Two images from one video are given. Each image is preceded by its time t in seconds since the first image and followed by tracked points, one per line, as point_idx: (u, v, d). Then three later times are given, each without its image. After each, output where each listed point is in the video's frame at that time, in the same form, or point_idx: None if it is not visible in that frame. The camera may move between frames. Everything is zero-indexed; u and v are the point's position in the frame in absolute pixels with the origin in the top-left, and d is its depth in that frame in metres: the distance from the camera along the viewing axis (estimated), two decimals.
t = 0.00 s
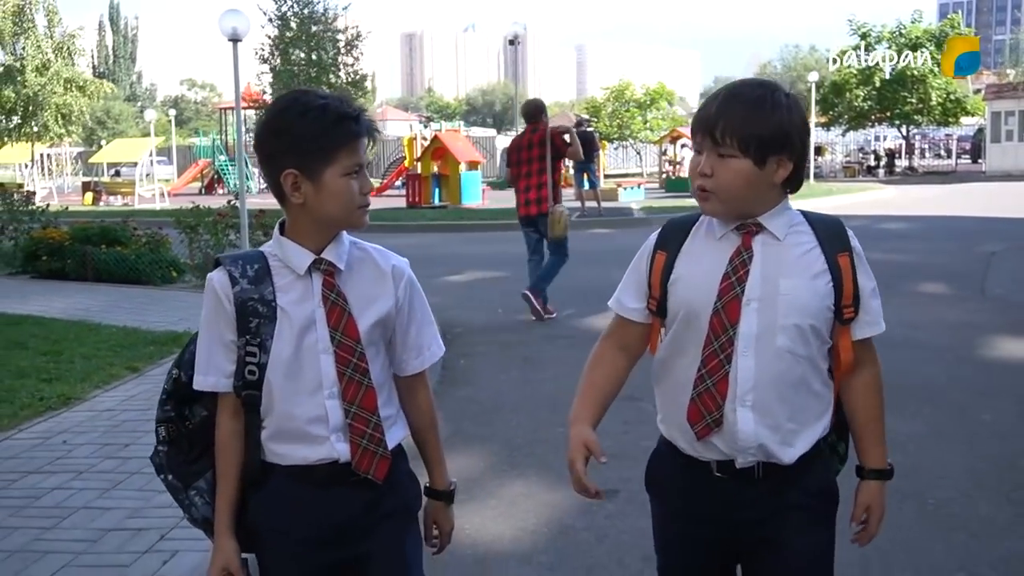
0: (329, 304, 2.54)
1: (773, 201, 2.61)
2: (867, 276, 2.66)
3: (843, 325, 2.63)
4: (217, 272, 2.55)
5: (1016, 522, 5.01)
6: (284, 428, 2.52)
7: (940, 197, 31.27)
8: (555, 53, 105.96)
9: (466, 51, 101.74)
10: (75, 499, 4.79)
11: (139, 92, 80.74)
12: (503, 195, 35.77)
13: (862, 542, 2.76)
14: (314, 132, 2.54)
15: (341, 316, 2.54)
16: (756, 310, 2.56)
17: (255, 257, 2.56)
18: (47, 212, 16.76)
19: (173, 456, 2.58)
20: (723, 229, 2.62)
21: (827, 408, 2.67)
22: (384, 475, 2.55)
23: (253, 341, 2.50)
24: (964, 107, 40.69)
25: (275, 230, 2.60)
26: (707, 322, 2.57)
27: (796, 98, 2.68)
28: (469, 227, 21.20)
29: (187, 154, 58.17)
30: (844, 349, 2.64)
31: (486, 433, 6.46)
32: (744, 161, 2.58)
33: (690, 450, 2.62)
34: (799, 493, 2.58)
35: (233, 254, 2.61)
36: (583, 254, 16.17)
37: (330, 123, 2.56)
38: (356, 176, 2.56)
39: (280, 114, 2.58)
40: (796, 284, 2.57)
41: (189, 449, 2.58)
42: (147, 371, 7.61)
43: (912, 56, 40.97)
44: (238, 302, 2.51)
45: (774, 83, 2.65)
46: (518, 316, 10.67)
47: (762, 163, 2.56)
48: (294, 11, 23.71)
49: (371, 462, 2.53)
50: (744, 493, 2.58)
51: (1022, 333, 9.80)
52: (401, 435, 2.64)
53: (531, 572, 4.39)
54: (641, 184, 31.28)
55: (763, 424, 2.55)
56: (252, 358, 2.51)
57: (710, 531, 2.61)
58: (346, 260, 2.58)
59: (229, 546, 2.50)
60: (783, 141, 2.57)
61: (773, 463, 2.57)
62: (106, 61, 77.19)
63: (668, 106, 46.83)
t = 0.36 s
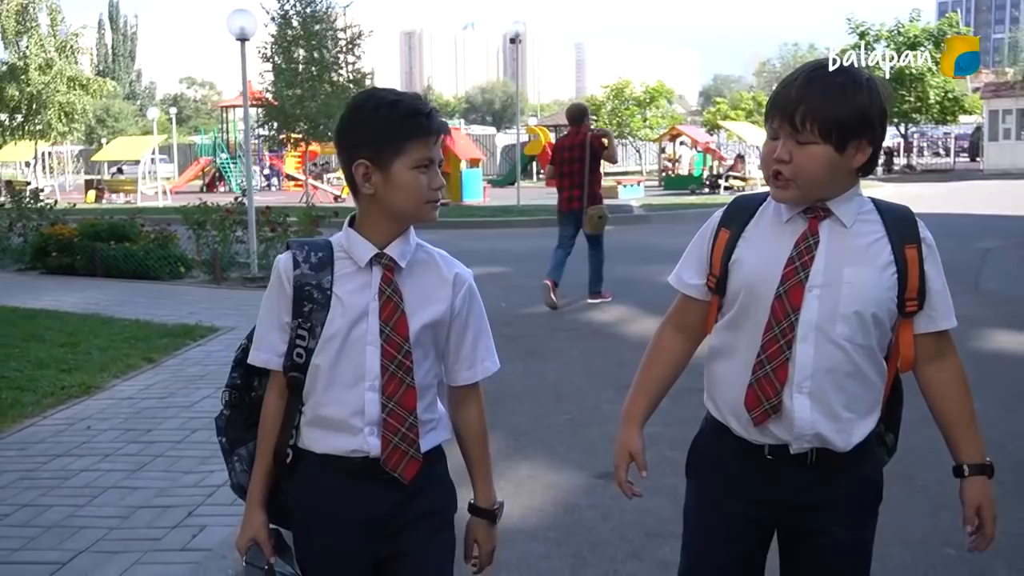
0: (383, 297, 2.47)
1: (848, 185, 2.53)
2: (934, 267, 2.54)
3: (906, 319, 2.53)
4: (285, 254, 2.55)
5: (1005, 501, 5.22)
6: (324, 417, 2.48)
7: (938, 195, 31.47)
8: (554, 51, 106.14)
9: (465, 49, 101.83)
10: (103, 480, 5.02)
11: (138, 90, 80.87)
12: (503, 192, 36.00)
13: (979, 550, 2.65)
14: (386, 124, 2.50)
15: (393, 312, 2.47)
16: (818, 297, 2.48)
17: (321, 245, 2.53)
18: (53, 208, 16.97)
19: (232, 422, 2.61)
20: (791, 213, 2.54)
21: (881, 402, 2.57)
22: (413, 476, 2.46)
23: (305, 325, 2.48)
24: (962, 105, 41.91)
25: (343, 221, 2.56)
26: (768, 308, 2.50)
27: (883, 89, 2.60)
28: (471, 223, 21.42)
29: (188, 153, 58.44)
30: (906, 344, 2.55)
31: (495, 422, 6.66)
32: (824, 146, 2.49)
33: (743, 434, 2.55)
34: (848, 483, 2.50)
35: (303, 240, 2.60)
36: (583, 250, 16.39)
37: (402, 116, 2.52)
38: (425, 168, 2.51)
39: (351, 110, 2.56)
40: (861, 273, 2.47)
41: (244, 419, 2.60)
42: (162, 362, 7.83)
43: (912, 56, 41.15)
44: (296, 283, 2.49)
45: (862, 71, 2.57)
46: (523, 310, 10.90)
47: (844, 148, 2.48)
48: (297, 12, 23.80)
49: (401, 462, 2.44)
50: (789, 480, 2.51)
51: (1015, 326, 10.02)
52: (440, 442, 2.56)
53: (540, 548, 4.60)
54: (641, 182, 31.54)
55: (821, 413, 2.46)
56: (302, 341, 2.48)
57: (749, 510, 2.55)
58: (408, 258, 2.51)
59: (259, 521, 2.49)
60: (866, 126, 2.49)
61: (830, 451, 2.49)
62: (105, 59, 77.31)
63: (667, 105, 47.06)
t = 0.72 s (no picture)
0: (412, 297, 2.53)
1: (815, 192, 2.53)
2: (903, 267, 2.57)
3: (877, 321, 2.54)
4: (319, 245, 2.62)
5: (984, 487, 5.41)
6: (347, 409, 2.55)
7: (936, 193, 31.63)
8: (555, 51, 106.27)
9: (466, 49, 101.89)
10: (113, 470, 5.21)
11: (138, 91, 81.01)
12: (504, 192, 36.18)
13: (923, 547, 2.64)
14: (431, 125, 2.55)
15: (422, 311, 2.53)
16: (794, 307, 2.50)
17: (358, 238, 2.60)
18: (56, 208, 17.12)
19: (251, 408, 2.69)
20: (761, 225, 2.57)
21: (858, 406, 2.60)
22: (428, 476, 2.52)
23: (334, 315, 2.55)
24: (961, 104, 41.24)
25: (383, 218, 2.62)
26: (745, 320, 2.53)
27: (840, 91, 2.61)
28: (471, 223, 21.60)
29: (189, 153, 58.63)
30: (877, 344, 2.55)
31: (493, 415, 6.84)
32: (798, 158, 2.49)
33: (728, 444, 2.57)
34: (835, 483, 2.55)
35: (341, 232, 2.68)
36: (581, 249, 16.58)
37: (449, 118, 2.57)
38: (464, 171, 2.55)
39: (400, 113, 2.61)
40: (834, 280, 2.50)
41: (264, 407, 2.68)
42: (168, 358, 8.03)
43: (911, 56, 41.29)
44: (329, 275, 2.56)
45: (819, 76, 2.58)
46: (521, 308, 11.10)
47: (815, 157, 2.49)
48: (297, 12, 23.71)
49: (417, 461, 2.50)
50: (781, 486, 2.54)
51: (1005, 323, 10.21)
52: (453, 443, 2.61)
53: (535, 533, 4.78)
54: (641, 181, 31.69)
55: (807, 419, 2.50)
56: (329, 331, 2.55)
57: (742, 515, 2.55)
58: (440, 260, 2.56)
59: (273, 508, 2.56)
60: (831, 132, 2.49)
61: (818, 454, 2.53)
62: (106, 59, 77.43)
63: (667, 104, 47.21)
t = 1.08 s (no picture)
0: (391, 311, 2.67)
1: (741, 194, 2.57)
2: (834, 261, 2.63)
3: (817, 315, 2.59)
4: (290, 265, 2.72)
5: (964, 479, 5.59)
6: (333, 428, 2.67)
7: (933, 194, 31.77)
8: (555, 50, 106.33)
9: (466, 49, 101.87)
10: (120, 461, 5.39)
11: (138, 90, 80.95)
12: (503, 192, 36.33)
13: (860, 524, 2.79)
14: (385, 140, 2.67)
15: (401, 324, 2.67)
16: (738, 312, 2.51)
17: (329, 256, 2.73)
18: (58, 207, 17.27)
19: (228, 440, 2.79)
20: (692, 235, 2.56)
21: (808, 407, 2.62)
22: (422, 488, 2.66)
23: (313, 337, 2.66)
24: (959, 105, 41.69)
25: (352, 233, 2.74)
26: (689, 332, 2.52)
27: (750, 94, 2.66)
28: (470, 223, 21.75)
29: (190, 153, 58.74)
30: (821, 337, 2.60)
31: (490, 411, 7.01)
32: (722, 165, 2.52)
33: (682, 460, 2.55)
34: (786, 492, 2.55)
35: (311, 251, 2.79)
36: (579, 249, 16.75)
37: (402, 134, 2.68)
38: (420, 184, 2.66)
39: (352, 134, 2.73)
40: (773, 280, 2.52)
41: (242, 436, 2.77)
42: (173, 354, 8.21)
43: (911, 56, 41.41)
44: (305, 297, 2.67)
45: (728, 81, 2.64)
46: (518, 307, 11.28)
47: (738, 162, 2.53)
48: (298, 13, 23.82)
49: (411, 473, 2.64)
50: (742, 498, 2.54)
51: (994, 321, 10.40)
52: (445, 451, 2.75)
53: (528, 522, 4.95)
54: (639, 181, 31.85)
55: (759, 426, 2.51)
56: (310, 353, 2.66)
57: (704, 532, 2.55)
58: (414, 270, 2.72)
59: (272, 537, 2.66)
60: (749, 135, 2.54)
61: (770, 463, 2.53)
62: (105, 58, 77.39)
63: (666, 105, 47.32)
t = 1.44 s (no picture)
0: (355, 307, 2.62)
1: (717, 208, 2.55)
2: (820, 276, 2.61)
3: (799, 328, 2.57)
4: (247, 272, 2.65)
5: (947, 472, 5.76)
6: (303, 432, 2.60)
7: (930, 196, 31.97)
8: (555, 52, 106.53)
9: (466, 51, 102.03)
10: (132, 452, 5.58)
11: (137, 92, 81.12)
12: (502, 193, 36.55)
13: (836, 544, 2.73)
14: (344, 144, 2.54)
15: (367, 318, 2.61)
16: (714, 322, 2.50)
17: (286, 261, 2.65)
18: (62, 207, 17.44)
19: (195, 454, 2.72)
20: (674, 239, 2.55)
21: (789, 416, 2.63)
22: (397, 483, 2.59)
23: (278, 344, 2.59)
24: (956, 107, 41.63)
25: (305, 236, 2.68)
26: (667, 338, 2.50)
27: (743, 107, 2.59)
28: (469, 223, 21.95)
29: (189, 153, 58.94)
30: (803, 352, 2.59)
31: (488, 407, 7.18)
32: (685, 171, 2.48)
33: (655, 465, 2.56)
34: (766, 494, 2.55)
35: (265, 258, 2.72)
36: (577, 249, 16.97)
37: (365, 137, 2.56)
38: (374, 194, 2.56)
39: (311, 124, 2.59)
40: (752, 292, 2.51)
41: (210, 449, 2.71)
42: (179, 350, 8.39)
43: (910, 57, 41.58)
44: (266, 302, 2.60)
45: (718, 89, 2.56)
46: (516, 305, 11.48)
47: (702, 170, 2.48)
48: (299, 15, 24.10)
49: (387, 469, 2.58)
50: (715, 503, 2.54)
51: (982, 320, 10.60)
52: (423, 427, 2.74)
53: (525, 510, 5.15)
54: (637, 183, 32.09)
55: (730, 436, 2.50)
56: (276, 360, 2.60)
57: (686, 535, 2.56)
58: (373, 263, 2.68)
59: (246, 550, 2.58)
60: (719, 145, 2.48)
61: (741, 472, 2.53)
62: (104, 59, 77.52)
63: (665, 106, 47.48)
